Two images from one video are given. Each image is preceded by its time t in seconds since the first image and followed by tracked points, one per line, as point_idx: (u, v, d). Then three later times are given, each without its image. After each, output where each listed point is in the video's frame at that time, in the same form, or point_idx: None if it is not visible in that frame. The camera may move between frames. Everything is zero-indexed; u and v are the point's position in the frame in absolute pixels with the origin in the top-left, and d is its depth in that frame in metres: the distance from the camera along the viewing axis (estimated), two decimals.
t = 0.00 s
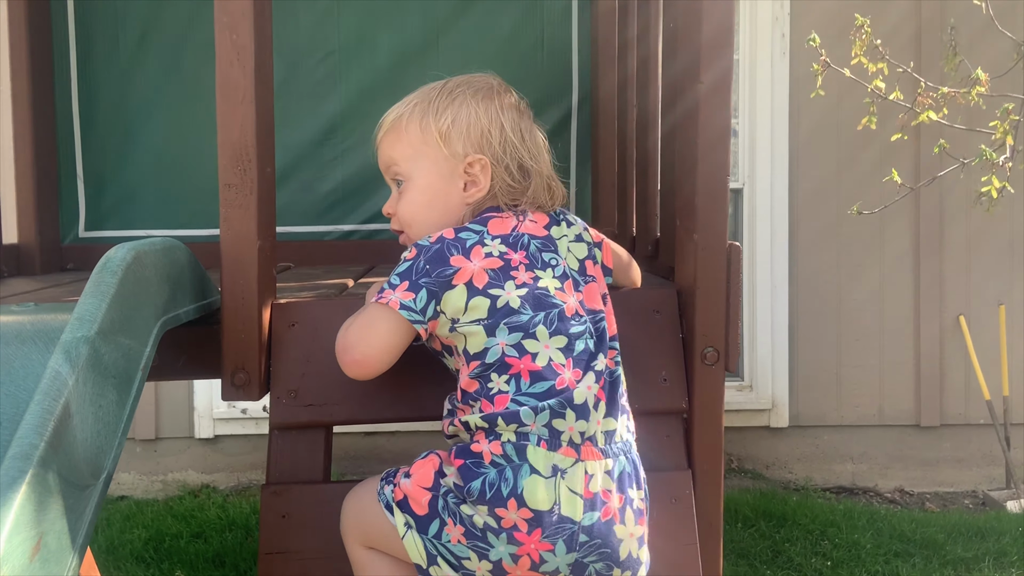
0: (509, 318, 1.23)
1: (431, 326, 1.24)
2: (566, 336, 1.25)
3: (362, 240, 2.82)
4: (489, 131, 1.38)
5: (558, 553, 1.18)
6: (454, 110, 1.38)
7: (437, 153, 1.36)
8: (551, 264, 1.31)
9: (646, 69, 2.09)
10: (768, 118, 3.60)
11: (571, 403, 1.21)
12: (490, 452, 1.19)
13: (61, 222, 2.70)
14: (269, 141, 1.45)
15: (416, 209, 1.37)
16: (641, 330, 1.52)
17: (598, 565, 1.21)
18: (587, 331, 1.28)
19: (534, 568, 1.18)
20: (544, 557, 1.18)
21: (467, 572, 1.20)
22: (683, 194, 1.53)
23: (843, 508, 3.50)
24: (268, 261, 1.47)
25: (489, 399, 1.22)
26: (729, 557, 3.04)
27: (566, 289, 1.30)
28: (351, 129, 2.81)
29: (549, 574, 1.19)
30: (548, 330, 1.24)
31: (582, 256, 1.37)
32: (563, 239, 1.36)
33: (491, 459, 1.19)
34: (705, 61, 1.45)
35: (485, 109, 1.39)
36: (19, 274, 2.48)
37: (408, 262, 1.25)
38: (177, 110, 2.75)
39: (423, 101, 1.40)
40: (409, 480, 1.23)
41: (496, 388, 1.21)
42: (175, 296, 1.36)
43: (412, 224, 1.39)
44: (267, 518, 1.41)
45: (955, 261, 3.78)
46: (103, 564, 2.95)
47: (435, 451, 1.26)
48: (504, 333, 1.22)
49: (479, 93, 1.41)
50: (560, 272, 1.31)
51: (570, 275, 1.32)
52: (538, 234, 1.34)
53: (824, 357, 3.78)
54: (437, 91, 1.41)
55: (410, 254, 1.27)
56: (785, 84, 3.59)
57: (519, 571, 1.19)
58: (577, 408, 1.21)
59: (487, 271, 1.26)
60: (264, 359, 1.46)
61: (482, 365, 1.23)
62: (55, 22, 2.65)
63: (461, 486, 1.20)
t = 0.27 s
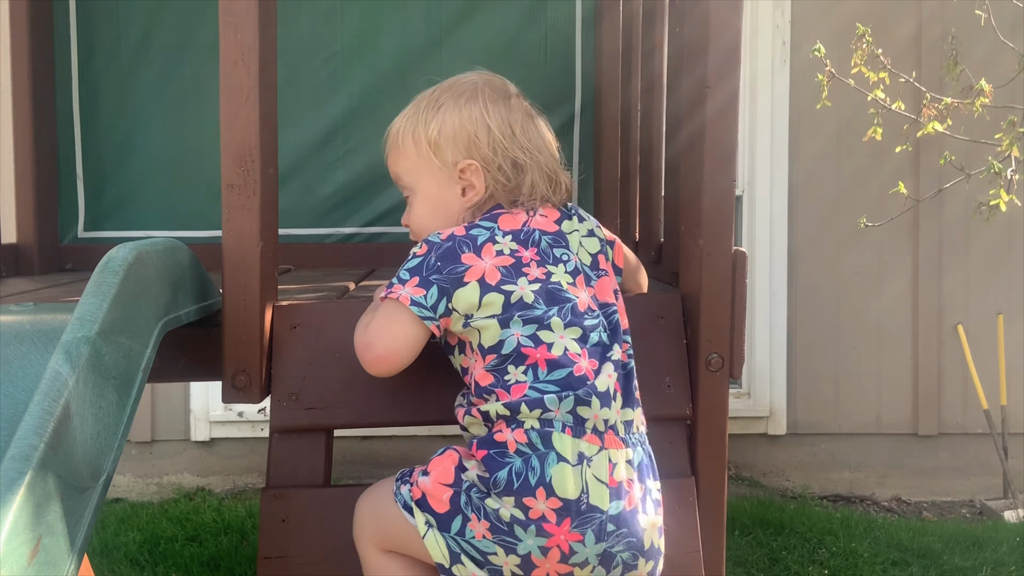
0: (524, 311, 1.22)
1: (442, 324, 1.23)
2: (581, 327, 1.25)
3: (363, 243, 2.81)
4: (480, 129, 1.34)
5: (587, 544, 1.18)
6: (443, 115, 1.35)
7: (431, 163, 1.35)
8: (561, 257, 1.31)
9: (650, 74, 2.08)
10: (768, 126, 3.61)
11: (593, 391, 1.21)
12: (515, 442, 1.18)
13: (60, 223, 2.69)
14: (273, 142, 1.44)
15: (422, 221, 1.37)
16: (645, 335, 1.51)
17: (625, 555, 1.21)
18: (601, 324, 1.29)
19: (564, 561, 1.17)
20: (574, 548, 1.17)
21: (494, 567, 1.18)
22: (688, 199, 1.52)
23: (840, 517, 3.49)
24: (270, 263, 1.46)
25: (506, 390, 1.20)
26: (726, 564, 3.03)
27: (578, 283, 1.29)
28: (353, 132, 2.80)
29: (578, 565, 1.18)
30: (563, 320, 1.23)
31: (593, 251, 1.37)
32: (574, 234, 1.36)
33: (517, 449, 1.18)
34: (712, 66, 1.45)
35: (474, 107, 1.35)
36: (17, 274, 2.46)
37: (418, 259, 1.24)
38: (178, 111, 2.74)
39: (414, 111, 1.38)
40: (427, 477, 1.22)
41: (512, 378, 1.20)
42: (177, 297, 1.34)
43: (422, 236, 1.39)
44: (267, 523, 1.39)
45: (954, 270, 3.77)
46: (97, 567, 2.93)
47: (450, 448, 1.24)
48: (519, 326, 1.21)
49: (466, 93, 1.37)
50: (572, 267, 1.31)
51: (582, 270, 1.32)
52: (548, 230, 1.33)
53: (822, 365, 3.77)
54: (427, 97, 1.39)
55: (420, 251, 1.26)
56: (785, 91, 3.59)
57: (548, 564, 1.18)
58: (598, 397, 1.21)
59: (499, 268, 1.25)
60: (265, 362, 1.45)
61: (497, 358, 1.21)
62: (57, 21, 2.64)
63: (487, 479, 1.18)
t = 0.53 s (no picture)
0: (499, 253, 1.27)
1: (438, 268, 1.27)
2: (554, 265, 1.28)
3: (364, 250, 2.81)
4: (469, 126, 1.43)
5: (555, 470, 1.17)
6: (412, 132, 1.44)
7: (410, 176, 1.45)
8: (540, 209, 1.35)
9: (654, 85, 2.08)
10: (770, 137, 3.61)
11: (559, 325, 1.24)
12: (482, 376, 1.20)
13: (61, 228, 2.69)
14: (277, 149, 1.44)
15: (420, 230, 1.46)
16: (648, 346, 1.51)
17: (596, 483, 1.20)
18: (578, 264, 1.31)
19: (534, 490, 1.17)
20: (542, 475, 1.17)
21: (466, 508, 1.17)
22: (692, 209, 1.52)
23: (839, 526, 3.48)
24: (273, 270, 1.46)
25: (479, 326, 1.23)
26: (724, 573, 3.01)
27: (558, 228, 1.33)
28: (355, 139, 2.80)
29: (548, 493, 1.17)
30: (538, 260, 1.28)
31: (584, 213, 1.39)
32: (558, 197, 1.39)
33: (482, 381, 1.20)
34: (716, 77, 1.45)
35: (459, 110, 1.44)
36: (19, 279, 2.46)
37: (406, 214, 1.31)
38: (181, 116, 2.74)
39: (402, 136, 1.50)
40: (401, 448, 1.23)
41: (486, 315, 1.23)
42: (180, 303, 1.34)
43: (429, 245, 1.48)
44: (268, 531, 1.39)
45: (954, 281, 3.78)
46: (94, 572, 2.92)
47: (418, 416, 1.27)
48: (494, 267, 1.26)
49: (433, 107, 1.45)
50: (552, 217, 1.34)
51: (564, 220, 1.35)
52: (530, 191, 1.38)
53: (821, 374, 3.77)
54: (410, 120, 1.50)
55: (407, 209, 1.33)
56: (786, 102, 3.60)
57: (518, 495, 1.17)
58: (565, 330, 1.24)
59: (479, 221, 1.30)
60: (267, 370, 1.45)
61: (474, 300, 1.24)
62: (60, 26, 2.64)
63: (454, 419, 1.21)
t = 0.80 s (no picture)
0: (481, 207, 1.41)
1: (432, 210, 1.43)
2: (529, 218, 1.39)
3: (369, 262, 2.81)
4: (491, 118, 1.55)
5: (511, 378, 1.25)
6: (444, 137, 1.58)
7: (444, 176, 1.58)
8: (536, 181, 1.46)
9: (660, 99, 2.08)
10: (773, 150, 3.62)
11: (516, 257, 1.34)
12: (446, 316, 1.35)
13: (67, 240, 2.69)
14: (286, 165, 1.44)
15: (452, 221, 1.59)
16: (656, 363, 1.50)
17: (559, 387, 1.26)
18: (557, 216, 1.40)
19: (495, 402, 1.25)
20: (499, 384, 1.25)
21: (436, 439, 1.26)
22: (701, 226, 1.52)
23: (842, 540, 3.45)
24: (280, 286, 1.46)
25: (450, 266, 1.37)
26: None
27: (546, 194, 1.43)
28: (361, 152, 2.80)
29: (510, 403, 1.25)
30: (515, 217, 1.39)
31: (591, 194, 1.47)
32: (564, 181, 1.49)
33: (448, 321, 1.34)
34: (726, 95, 1.45)
35: (482, 105, 1.57)
36: (24, 291, 2.47)
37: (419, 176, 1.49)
38: (187, 128, 2.74)
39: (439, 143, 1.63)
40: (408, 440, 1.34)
41: (461, 258, 1.37)
42: (187, 319, 1.34)
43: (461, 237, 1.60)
44: (274, 549, 1.38)
45: (957, 294, 3.75)
46: None
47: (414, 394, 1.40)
48: (473, 218, 1.39)
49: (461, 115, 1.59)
50: (545, 186, 1.45)
51: (558, 191, 1.45)
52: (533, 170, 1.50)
53: (823, 387, 3.75)
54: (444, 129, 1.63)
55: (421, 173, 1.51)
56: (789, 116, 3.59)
57: (482, 410, 1.24)
58: (525, 263, 1.34)
59: (479, 184, 1.45)
60: (274, 386, 1.45)
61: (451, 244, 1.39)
62: (68, 39, 2.65)
63: (431, 365, 1.34)
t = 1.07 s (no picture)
0: (487, 227, 1.43)
1: (434, 245, 1.46)
2: (528, 233, 1.39)
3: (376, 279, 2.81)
4: (521, 141, 1.58)
5: (502, 382, 1.28)
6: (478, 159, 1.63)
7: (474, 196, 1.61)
8: (545, 201, 1.47)
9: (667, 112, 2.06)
10: (776, 165, 3.60)
11: (507, 270, 1.36)
12: (444, 331, 1.39)
13: (76, 255, 2.71)
14: (298, 187, 1.45)
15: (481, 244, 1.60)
16: (665, 386, 1.51)
17: (551, 385, 1.28)
18: (555, 230, 1.40)
19: (489, 406, 1.27)
20: (491, 389, 1.28)
21: (435, 450, 1.28)
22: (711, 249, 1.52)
23: (848, 556, 3.39)
24: (291, 308, 1.46)
25: (455, 285, 1.40)
26: None
27: (551, 211, 1.44)
28: (369, 168, 2.81)
29: (503, 406, 1.27)
30: (516, 232, 1.40)
31: (600, 211, 1.46)
32: (570, 200, 1.49)
33: (444, 336, 1.38)
34: (736, 118, 1.45)
35: (516, 130, 1.61)
36: (32, 306, 2.48)
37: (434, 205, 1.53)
38: (196, 144, 2.75)
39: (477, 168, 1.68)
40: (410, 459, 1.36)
41: (462, 275, 1.40)
42: (199, 342, 1.34)
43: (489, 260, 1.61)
44: (283, 572, 1.38)
45: (965, 308, 3.65)
46: None
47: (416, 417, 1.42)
48: (477, 239, 1.42)
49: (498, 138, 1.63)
50: (551, 204, 1.46)
51: (562, 209, 1.45)
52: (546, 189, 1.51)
53: (828, 402, 3.69)
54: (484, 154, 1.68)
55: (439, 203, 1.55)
56: (793, 131, 3.58)
57: (477, 416, 1.27)
58: (517, 274, 1.36)
59: (489, 205, 1.47)
60: (284, 407, 1.45)
61: (459, 265, 1.42)
62: (79, 56, 2.67)
63: (429, 377, 1.37)
